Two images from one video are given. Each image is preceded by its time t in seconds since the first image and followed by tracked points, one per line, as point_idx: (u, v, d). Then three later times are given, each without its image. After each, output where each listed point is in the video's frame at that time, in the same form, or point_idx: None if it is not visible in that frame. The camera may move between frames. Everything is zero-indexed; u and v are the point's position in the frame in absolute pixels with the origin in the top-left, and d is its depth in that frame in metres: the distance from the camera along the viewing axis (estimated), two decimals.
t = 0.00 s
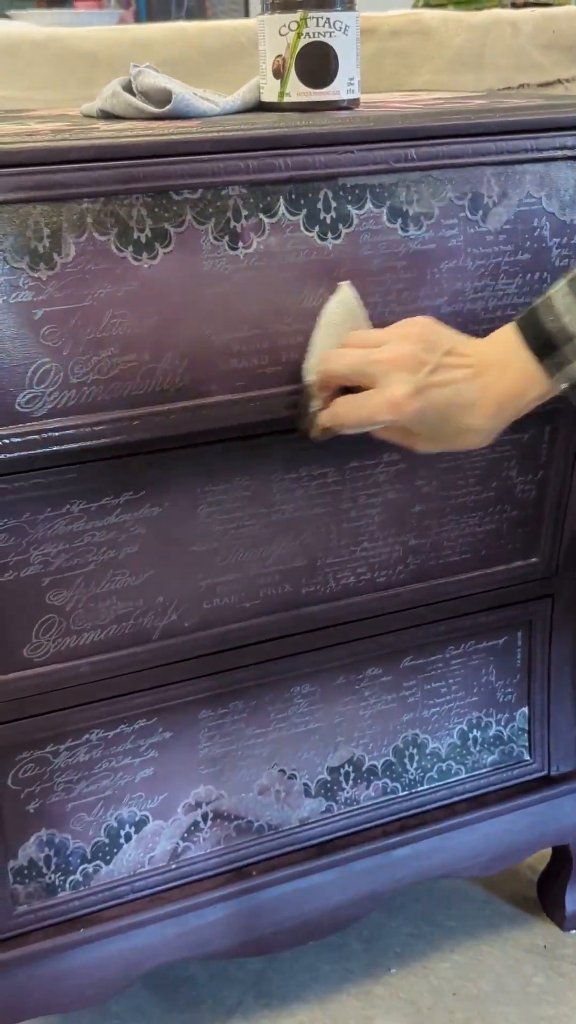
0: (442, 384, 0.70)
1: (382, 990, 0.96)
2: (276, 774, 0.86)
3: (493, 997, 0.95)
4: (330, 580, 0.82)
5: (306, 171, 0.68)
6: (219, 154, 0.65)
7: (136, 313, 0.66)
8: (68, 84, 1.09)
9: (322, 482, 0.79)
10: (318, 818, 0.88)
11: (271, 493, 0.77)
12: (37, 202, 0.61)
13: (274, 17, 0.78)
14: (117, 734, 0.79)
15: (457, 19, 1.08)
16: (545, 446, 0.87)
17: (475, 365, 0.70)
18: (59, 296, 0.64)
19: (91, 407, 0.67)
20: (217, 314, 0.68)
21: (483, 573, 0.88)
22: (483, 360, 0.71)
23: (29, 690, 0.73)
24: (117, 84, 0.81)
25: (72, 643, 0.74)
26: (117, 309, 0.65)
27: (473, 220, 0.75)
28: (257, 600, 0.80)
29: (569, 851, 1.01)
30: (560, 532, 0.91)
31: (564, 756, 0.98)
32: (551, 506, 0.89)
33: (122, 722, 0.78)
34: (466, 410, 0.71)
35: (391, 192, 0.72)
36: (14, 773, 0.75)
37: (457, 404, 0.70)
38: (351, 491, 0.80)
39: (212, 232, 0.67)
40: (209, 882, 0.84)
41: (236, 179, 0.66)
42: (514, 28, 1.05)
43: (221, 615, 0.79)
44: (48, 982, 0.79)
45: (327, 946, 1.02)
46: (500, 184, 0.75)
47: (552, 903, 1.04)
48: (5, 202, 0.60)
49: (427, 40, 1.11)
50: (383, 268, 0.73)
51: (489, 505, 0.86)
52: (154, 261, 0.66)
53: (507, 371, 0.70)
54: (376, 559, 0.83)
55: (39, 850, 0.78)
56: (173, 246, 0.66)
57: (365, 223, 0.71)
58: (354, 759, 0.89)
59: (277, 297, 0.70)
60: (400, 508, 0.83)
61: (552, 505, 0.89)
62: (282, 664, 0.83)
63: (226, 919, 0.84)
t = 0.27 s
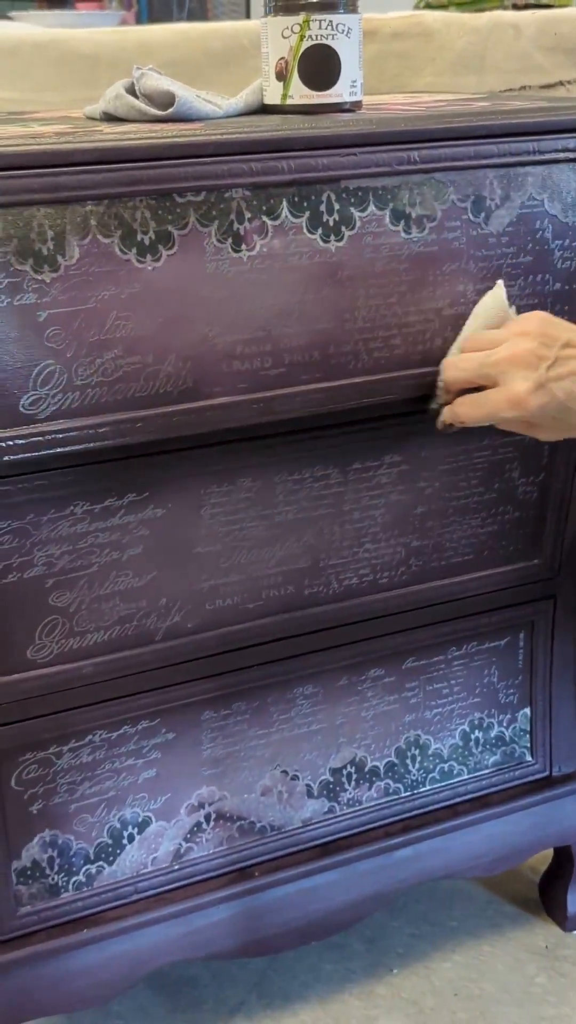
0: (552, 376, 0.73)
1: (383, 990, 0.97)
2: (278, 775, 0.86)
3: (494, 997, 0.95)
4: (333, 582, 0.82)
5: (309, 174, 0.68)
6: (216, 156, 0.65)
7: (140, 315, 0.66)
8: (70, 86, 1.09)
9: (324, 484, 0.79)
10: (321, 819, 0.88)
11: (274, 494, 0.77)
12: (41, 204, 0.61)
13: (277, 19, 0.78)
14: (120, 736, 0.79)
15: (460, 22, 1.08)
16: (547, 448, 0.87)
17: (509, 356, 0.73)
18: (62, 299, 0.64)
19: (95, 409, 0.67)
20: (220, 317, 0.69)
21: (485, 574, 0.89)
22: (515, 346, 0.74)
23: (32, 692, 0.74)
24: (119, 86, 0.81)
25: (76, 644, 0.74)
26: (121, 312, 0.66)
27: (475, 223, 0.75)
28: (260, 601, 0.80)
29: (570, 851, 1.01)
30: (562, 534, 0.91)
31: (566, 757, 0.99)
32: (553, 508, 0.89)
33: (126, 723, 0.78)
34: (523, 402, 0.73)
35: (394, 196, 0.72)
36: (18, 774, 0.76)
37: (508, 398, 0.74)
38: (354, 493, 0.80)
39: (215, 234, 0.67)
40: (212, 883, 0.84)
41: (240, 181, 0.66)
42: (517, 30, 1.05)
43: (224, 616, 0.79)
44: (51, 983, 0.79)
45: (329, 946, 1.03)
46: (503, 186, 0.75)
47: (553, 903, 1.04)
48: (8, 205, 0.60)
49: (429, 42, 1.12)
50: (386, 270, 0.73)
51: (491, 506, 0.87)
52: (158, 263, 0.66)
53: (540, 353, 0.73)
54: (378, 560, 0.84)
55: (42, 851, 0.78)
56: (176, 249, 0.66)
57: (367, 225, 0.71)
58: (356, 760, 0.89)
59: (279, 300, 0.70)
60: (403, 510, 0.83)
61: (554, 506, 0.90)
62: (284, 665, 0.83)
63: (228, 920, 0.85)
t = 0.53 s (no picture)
0: (253, 418, 0.64)
1: (382, 989, 0.96)
2: (275, 773, 0.86)
3: (494, 996, 0.95)
4: (329, 579, 0.82)
5: (294, 170, 0.68)
6: (206, 154, 0.65)
7: (121, 310, 0.67)
8: (67, 86, 1.09)
9: (320, 481, 0.79)
10: (318, 817, 0.88)
11: (270, 492, 0.77)
12: (23, 201, 0.62)
13: (271, 17, 0.78)
14: (117, 734, 0.79)
15: (458, 20, 1.08)
16: (541, 446, 0.87)
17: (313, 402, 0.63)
18: (45, 294, 0.65)
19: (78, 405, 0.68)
20: (202, 311, 0.69)
21: (482, 571, 0.89)
22: (299, 378, 0.63)
23: (28, 690, 0.74)
24: (114, 85, 0.81)
25: (72, 642, 0.74)
26: (103, 307, 0.66)
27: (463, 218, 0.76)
28: (256, 599, 0.80)
29: (569, 849, 1.01)
30: (559, 532, 0.91)
31: (565, 755, 0.98)
32: (549, 506, 0.90)
33: (122, 721, 0.78)
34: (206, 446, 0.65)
35: (378, 191, 0.72)
36: (14, 773, 0.76)
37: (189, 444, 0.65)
38: (350, 490, 0.81)
39: (197, 231, 0.68)
40: (209, 882, 0.84)
41: (222, 178, 0.66)
42: (516, 28, 1.05)
43: (220, 614, 0.79)
44: (48, 982, 0.79)
45: (329, 946, 1.02)
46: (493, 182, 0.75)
47: (553, 902, 1.04)
48: None
49: (429, 40, 1.12)
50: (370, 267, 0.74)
51: (487, 503, 0.87)
52: (139, 259, 0.67)
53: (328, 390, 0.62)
54: (375, 558, 0.84)
55: (39, 849, 0.78)
56: (158, 244, 0.67)
57: (352, 221, 0.72)
58: (353, 757, 0.89)
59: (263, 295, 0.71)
60: (399, 507, 0.83)
61: (550, 504, 0.90)
62: (281, 663, 0.83)
63: (226, 919, 0.84)
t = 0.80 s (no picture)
0: (57, 432, 0.61)
1: (384, 988, 0.97)
2: (278, 773, 0.86)
3: (495, 995, 0.95)
4: (332, 579, 0.83)
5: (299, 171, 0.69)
6: (215, 155, 0.66)
7: (126, 311, 0.67)
8: (70, 86, 1.09)
9: (324, 481, 0.79)
10: (321, 817, 0.88)
11: (273, 492, 0.78)
12: (28, 202, 0.62)
13: (276, 18, 0.78)
14: (120, 733, 0.79)
15: (461, 21, 1.09)
16: (545, 447, 0.88)
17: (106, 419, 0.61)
18: (50, 295, 0.65)
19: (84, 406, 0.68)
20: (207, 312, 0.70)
21: (485, 572, 0.89)
22: (139, 388, 0.60)
23: (33, 689, 0.74)
24: (118, 85, 0.81)
25: (76, 642, 0.74)
26: (108, 307, 0.67)
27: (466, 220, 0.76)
28: (259, 599, 0.80)
29: (570, 849, 1.01)
30: (562, 532, 0.91)
31: (566, 755, 0.99)
32: (552, 506, 0.90)
33: (126, 720, 0.79)
34: (75, 457, 0.62)
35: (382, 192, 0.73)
36: (18, 772, 0.76)
37: (60, 462, 0.62)
38: (353, 490, 0.81)
39: (203, 231, 0.68)
40: (212, 881, 0.84)
41: (228, 179, 0.67)
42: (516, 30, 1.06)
43: (224, 614, 0.79)
44: (51, 980, 0.80)
45: (330, 945, 1.03)
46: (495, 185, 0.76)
47: (554, 901, 1.04)
48: None
49: (432, 40, 1.11)
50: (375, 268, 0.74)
51: (490, 503, 0.87)
52: (145, 260, 0.67)
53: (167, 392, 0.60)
54: (378, 558, 0.84)
55: (43, 848, 0.78)
56: (163, 244, 0.67)
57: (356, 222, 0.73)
58: (356, 757, 0.89)
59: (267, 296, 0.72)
60: (402, 508, 0.83)
61: (553, 505, 0.90)
62: (285, 663, 0.83)
63: (228, 918, 0.85)
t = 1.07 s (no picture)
0: (47, 263, 0.54)
1: (383, 986, 0.97)
2: (278, 771, 0.86)
3: (494, 993, 0.95)
4: (332, 579, 0.83)
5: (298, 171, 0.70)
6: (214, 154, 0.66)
7: (127, 310, 0.68)
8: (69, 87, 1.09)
9: (323, 481, 0.80)
10: (320, 815, 0.88)
11: (273, 491, 0.78)
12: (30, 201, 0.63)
13: (276, 19, 0.79)
14: (121, 731, 0.79)
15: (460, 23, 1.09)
16: (544, 446, 0.88)
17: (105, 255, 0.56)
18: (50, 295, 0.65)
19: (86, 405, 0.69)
20: (207, 312, 0.70)
21: (484, 571, 0.89)
22: (138, 226, 0.55)
23: (33, 688, 0.74)
24: (119, 85, 0.81)
25: (76, 640, 0.75)
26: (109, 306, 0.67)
27: (465, 220, 0.76)
28: (259, 598, 0.81)
29: (570, 847, 1.01)
30: (561, 531, 0.91)
31: (565, 754, 0.99)
32: (551, 506, 0.90)
33: (126, 718, 0.79)
34: (61, 295, 0.56)
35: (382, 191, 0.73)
36: (18, 771, 0.76)
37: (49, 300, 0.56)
38: (353, 490, 0.81)
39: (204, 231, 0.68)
40: (212, 879, 0.84)
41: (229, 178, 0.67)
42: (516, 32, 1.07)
43: (224, 613, 0.80)
44: (51, 977, 0.80)
45: (329, 943, 1.03)
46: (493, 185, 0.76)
47: (553, 900, 1.05)
48: None
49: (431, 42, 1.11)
50: (374, 267, 0.74)
51: (489, 503, 0.87)
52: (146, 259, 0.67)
53: (164, 236, 0.55)
54: (378, 557, 0.84)
55: (43, 846, 0.78)
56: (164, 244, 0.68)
57: (355, 222, 0.73)
58: (355, 756, 0.89)
59: (267, 295, 0.72)
60: (402, 507, 0.83)
61: (553, 504, 0.90)
62: (284, 662, 0.83)
63: (228, 915, 0.85)
